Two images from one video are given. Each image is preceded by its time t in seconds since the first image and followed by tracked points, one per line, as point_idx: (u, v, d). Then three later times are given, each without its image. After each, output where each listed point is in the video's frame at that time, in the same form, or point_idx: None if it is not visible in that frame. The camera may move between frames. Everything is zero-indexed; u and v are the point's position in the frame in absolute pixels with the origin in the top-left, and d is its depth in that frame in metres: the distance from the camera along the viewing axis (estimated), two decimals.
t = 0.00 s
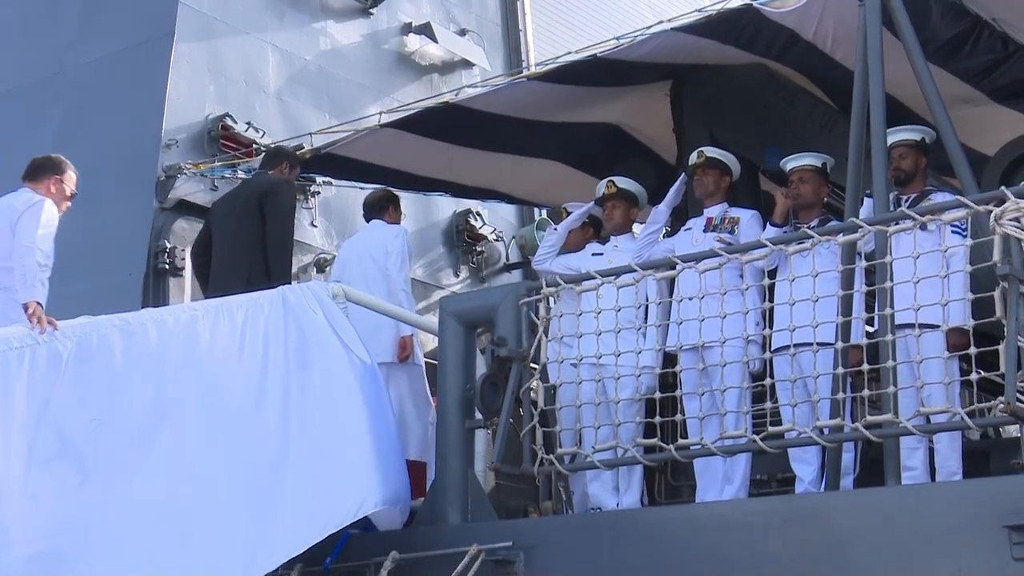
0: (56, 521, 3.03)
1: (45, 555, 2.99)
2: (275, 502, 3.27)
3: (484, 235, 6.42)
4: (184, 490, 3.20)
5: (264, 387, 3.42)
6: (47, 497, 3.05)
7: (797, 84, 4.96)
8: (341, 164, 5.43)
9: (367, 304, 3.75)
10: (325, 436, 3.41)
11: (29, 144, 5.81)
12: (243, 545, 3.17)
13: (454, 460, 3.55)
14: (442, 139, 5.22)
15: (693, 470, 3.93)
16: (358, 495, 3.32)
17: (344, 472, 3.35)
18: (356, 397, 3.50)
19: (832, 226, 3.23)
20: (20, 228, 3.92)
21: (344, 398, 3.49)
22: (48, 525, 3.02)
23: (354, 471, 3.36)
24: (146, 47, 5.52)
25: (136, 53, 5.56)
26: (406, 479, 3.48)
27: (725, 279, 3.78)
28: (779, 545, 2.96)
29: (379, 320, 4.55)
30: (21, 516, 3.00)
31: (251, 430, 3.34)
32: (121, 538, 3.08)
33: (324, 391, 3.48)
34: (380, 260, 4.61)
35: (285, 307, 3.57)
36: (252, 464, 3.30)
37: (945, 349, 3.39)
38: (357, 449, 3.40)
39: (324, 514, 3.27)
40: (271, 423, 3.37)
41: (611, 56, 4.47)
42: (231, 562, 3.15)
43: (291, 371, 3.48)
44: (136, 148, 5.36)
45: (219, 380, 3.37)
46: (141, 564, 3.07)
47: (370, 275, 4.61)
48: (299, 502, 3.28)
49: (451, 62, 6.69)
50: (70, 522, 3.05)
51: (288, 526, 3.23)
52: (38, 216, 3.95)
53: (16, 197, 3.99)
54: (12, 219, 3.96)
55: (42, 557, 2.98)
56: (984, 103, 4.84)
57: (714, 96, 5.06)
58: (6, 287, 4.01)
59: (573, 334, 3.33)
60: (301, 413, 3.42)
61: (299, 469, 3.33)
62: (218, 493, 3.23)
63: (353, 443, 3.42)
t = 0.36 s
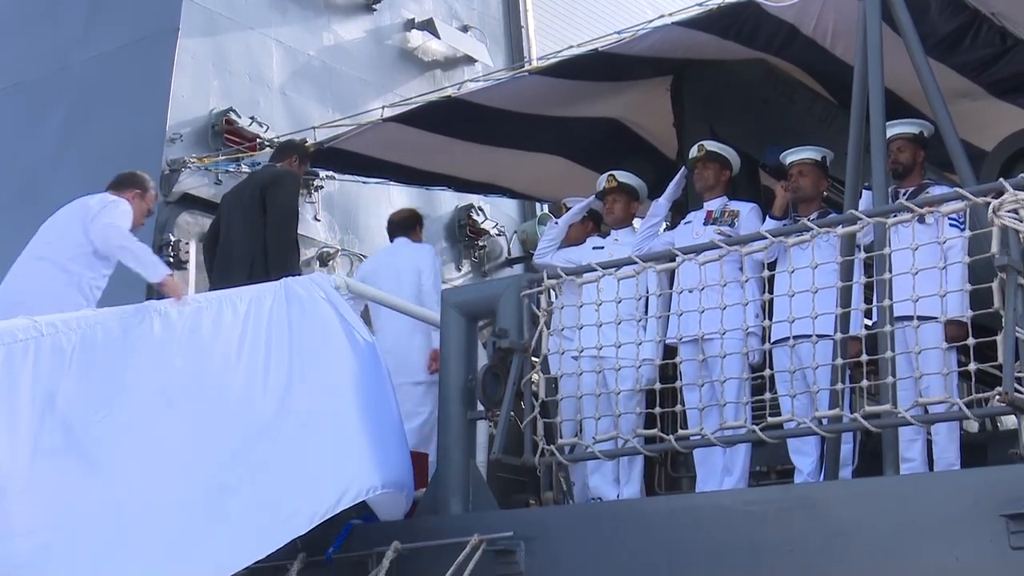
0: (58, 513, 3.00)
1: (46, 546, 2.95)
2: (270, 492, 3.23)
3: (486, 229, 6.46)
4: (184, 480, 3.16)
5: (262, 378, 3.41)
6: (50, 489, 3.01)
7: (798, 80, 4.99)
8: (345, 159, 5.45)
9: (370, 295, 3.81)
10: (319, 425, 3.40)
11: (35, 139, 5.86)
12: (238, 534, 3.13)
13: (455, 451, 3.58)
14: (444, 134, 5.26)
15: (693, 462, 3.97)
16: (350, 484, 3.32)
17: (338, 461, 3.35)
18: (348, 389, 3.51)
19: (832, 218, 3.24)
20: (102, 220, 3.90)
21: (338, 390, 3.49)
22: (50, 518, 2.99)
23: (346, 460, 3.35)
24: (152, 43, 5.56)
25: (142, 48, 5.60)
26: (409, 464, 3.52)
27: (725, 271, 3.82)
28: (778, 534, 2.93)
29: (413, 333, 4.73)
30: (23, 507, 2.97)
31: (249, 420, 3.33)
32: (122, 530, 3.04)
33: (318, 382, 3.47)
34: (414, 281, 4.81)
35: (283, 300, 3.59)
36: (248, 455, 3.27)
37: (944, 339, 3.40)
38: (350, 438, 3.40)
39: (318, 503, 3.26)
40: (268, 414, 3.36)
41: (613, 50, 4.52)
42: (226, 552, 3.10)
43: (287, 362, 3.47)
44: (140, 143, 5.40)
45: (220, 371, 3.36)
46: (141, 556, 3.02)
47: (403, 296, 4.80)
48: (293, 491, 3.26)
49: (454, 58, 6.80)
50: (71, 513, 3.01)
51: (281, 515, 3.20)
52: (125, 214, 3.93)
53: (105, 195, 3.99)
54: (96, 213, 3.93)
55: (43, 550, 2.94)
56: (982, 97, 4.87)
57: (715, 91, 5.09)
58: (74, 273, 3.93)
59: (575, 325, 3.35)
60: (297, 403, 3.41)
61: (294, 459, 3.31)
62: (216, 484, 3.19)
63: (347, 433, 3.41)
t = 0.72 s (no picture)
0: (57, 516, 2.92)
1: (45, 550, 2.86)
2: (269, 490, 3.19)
3: (485, 230, 6.51)
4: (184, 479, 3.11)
5: (260, 376, 3.37)
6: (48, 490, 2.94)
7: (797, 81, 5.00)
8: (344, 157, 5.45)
9: (368, 294, 3.83)
10: (315, 423, 3.37)
11: (34, 137, 5.88)
12: (242, 531, 3.10)
13: (454, 450, 3.58)
14: (443, 133, 5.27)
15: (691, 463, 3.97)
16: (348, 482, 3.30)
17: (333, 459, 3.32)
18: (344, 387, 3.49)
19: (830, 217, 3.24)
20: (148, 204, 4.02)
21: (334, 388, 3.47)
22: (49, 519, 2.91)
23: (342, 458, 3.33)
24: (152, 41, 5.57)
25: (142, 47, 5.61)
26: (410, 458, 3.54)
27: (723, 270, 3.83)
28: (776, 533, 2.92)
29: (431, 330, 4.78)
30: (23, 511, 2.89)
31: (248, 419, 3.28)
32: (122, 532, 2.97)
33: (314, 380, 3.45)
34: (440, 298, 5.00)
35: (277, 300, 3.58)
36: (247, 453, 3.22)
37: (942, 339, 3.39)
38: (347, 436, 3.38)
39: (317, 501, 3.23)
40: (266, 411, 3.32)
41: (611, 50, 4.53)
42: (226, 552, 3.05)
43: (285, 358, 3.45)
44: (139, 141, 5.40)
45: (217, 369, 3.32)
46: (142, 558, 2.96)
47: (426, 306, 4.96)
48: (293, 489, 3.22)
49: (453, 59, 6.81)
50: (70, 515, 2.94)
51: (279, 513, 3.16)
52: (170, 195, 4.04)
53: (145, 178, 4.09)
54: (140, 197, 4.05)
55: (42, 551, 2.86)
56: (981, 98, 4.88)
57: (714, 92, 5.09)
58: (117, 256, 4.05)
59: (574, 323, 3.34)
60: (295, 400, 3.38)
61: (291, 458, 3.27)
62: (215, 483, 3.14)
63: (343, 431, 3.39)
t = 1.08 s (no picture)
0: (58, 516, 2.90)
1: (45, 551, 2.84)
2: (269, 488, 3.18)
3: (486, 229, 6.50)
4: (185, 478, 3.10)
5: (260, 375, 3.36)
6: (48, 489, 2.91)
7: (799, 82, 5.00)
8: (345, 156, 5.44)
9: (368, 293, 3.82)
10: (315, 421, 3.35)
11: (35, 135, 5.89)
12: (245, 529, 3.09)
13: (455, 448, 3.58)
14: (444, 132, 5.27)
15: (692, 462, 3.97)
16: (348, 480, 3.29)
17: (335, 456, 3.32)
18: (343, 385, 3.48)
19: (831, 215, 3.24)
20: (172, 202, 4.03)
21: (333, 385, 3.47)
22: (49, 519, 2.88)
23: (342, 456, 3.32)
24: (153, 40, 5.58)
25: (143, 46, 5.61)
26: (413, 457, 3.54)
27: (723, 269, 3.83)
28: (776, 531, 2.91)
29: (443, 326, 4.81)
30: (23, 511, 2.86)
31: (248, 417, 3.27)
32: (124, 532, 2.95)
33: (314, 379, 3.44)
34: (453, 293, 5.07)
35: (275, 299, 3.57)
36: (250, 451, 3.21)
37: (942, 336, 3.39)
38: (347, 433, 3.38)
39: (318, 498, 3.22)
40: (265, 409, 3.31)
41: (612, 48, 4.53)
42: (228, 550, 3.04)
43: (285, 356, 3.44)
44: (140, 140, 5.41)
45: (218, 368, 3.31)
46: (143, 558, 2.95)
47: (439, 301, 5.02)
48: (293, 486, 3.21)
49: (454, 58, 6.80)
50: (70, 515, 2.91)
51: (280, 511, 3.16)
52: (192, 192, 4.06)
53: (165, 177, 4.10)
54: (162, 195, 4.05)
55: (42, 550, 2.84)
56: (982, 98, 4.88)
57: (715, 91, 5.09)
58: (146, 256, 4.02)
59: (575, 322, 3.33)
60: (295, 398, 3.37)
61: (292, 455, 3.26)
62: (216, 482, 3.13)
63: (343, 429, 3.38)
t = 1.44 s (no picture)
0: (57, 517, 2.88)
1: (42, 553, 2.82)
2: (271, 487, 3.13)
3: (484, 232, 6.54)
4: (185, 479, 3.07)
5: (261, 375, 3.32)
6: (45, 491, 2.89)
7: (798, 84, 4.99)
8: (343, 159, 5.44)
9: (365, 295, 3.78)
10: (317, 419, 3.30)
11: (34, 137, 5.89)
12: (248, 529, 3.05)
13: (454, 449, 3.58)
14: (442, 134, 5.27)
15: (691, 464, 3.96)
16: (351, 478, 3.24)
17: (339, 454, 3.26)
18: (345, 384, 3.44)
19: (828, 217, 3.24)
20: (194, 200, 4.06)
21: (335, 384, 3.42)
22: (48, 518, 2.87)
23: (346, 455, 3.27)
24: (151, 43, 5.58)
25: (141, 48, 5.62)
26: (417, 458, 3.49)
27: (721, 270, 3.83)
28: (774, 530, 2.91)
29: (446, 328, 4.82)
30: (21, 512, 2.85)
31: (248, 417, 3.23)
32: (126, 534, 2.93)
33: (317, 379, 3.39)
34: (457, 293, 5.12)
35: (274, 302, 3.55)
36: (252, 452, 3.17)
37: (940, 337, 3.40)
38: (349, 432, 3.32)
39: (321, 497, 3.16)
40: (267, 408, 3.26)
41: (610, 50, 4.53)
42: (230, 551, 3.00)
43: (285, 357, 3.41)
44: (138, 143, 5.41)
45: (216, 370, 3.28)
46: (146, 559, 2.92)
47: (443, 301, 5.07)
48: (296, 485, 3.16)
49: (452, 60, 6.81)
50: (70, 516, 2.90)
51: (284, 510, 3.11)
52: (217, 192, 4.09)
53: (189, 179, 4.15)
54: (186, 196, 4.10)
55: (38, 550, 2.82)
56: (980, 99, 4.88)
57: (713, 95, 5.09)
58: (170, 254, 4.08)
59: (573, 324, 3.32)
60: (293, 397, 3.32)
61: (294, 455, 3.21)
62: (216, 482, 3.10)
63: (346, 426, 3.32)
